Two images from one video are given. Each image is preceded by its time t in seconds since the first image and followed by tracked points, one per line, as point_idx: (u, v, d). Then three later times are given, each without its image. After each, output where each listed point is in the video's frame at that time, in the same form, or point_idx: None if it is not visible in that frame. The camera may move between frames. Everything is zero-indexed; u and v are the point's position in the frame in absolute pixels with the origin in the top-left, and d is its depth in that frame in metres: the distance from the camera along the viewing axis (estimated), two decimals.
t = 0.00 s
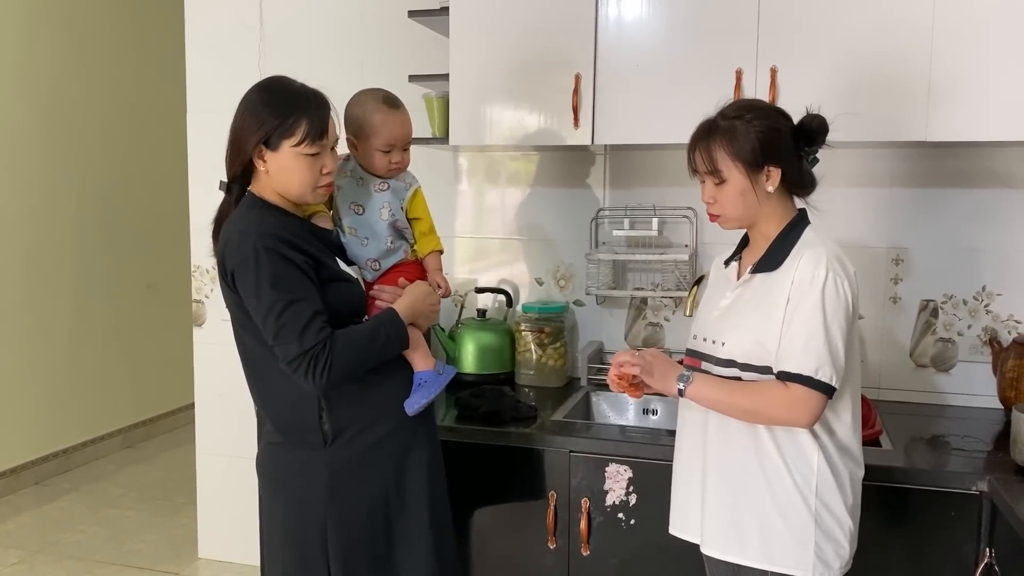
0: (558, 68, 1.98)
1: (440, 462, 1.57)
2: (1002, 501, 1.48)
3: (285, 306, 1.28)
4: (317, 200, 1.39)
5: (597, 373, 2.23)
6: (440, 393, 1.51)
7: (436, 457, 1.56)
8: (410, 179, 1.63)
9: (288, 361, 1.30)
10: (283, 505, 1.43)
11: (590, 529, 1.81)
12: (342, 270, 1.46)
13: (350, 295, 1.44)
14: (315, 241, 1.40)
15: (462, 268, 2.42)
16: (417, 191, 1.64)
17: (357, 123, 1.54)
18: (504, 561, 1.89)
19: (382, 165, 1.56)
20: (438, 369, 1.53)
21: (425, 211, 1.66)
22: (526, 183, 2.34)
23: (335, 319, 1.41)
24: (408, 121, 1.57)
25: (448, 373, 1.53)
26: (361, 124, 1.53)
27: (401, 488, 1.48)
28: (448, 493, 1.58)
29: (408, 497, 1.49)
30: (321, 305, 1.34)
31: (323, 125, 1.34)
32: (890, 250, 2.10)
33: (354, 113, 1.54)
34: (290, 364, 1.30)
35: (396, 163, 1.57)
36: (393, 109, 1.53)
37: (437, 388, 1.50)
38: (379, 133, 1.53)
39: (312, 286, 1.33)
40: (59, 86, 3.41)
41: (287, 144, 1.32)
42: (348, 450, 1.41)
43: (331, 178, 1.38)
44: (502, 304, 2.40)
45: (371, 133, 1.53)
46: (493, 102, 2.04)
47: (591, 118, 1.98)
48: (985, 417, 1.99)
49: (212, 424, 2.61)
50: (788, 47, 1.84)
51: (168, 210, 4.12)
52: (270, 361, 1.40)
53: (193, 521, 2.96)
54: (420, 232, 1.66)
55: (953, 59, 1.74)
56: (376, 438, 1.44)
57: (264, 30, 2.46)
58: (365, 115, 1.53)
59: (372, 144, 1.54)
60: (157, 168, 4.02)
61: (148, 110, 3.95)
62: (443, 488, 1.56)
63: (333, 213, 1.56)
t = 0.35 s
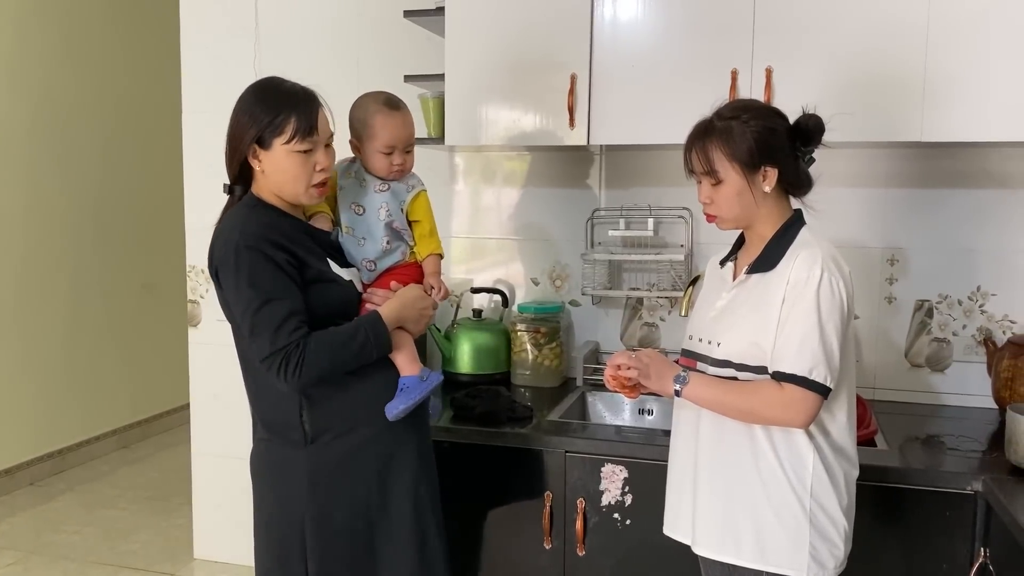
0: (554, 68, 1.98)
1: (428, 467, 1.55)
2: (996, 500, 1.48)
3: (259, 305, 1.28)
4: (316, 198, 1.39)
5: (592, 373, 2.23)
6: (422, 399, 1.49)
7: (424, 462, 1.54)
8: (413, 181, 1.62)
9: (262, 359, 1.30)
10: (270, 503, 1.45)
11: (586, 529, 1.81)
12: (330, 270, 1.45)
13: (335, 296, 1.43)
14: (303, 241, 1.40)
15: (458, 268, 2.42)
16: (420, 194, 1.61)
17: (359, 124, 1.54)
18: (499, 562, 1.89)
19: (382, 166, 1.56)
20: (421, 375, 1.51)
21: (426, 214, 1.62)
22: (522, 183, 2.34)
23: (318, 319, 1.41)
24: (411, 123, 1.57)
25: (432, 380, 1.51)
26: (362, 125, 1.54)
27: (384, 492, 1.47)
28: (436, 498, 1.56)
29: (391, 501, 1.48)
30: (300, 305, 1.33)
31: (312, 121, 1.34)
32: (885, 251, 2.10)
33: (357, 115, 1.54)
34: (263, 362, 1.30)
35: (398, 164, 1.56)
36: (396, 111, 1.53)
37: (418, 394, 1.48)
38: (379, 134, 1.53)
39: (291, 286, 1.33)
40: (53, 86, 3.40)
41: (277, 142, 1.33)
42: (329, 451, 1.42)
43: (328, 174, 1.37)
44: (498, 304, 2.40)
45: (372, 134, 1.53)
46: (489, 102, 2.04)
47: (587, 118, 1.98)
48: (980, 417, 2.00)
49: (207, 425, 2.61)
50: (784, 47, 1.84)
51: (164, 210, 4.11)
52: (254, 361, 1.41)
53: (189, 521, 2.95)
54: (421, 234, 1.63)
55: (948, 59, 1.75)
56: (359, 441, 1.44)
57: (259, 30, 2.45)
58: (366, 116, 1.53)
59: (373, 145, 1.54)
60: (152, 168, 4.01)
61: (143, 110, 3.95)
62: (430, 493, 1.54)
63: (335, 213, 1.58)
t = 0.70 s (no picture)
0: (549, 67, 1.98)
1: (424, 467, 1.50)
2: (991, 499, 1.48)
3: (242, 297, 1.33)
4: (326, 192, 1.41)
5: (589, 372, 2.23)
6: (404, 398, 1.41)
7: (421, 462, 1.50)
8: (433, 183, 1.61)
9: (245, 347, 1.36)
10: (269, 492, 1.49)
11: (582, 528, 1.81)
12: (329, 265, 1.44)
13: (332, 290, 1.43)
14: (303, 236, 1.41)
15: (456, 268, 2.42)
16: (437, 193, 1.60)
17: (383, 123, 1.56)
18: (495, 561, 1.89)
19: (403, 165, 1.56)
20: (406, 375, 1.45)
21: (441, 215, 1.59)
22: (518, 183, 2.33)
23: (314, 312, 1.43)
24: (436, 126, 1.57)
25: (417, 379, 1.43)
26: (385, 125, 1.55)
27: (376, 490, 1.45)
28: (431, 500, 1.51)
29: (383, 500, 1.46)
30: (285, 298, 1.36)
31: (311, 119, 1.37)
32: (880, 250, 2.10)
33: (382, 115, 1.56)
34: (245, 350, 1.36)
35: (420, 164, 1.56)
36: (425, 113, 1.54)
37: (398, 393, 1.41)
38: (401, 134, 1.54)
39: (277, 280, 1.35)
40: (49, 84, 3.39)
41: (280, 140, 1.37)
42: (319, 445, 1.43)
43: (331, 169, 1.39)
44: (494, 303, 2.40)
45: (396, 133, 1.54)
46: (485, 102, 2.04)
47: (583, 117, 1.98)
48: (975, 416, 2.00)
49: (204, 424, 2.61)
50: (780, 46, 1.84)
51: (160, 209, 4.11)
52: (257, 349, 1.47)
53: (185, 520, 2.95)
54: (433, 233, 1.59)
55: (944, 58, 1.75)
56: (350, 438, 1.43)
57: (255, 28, 2.45)
58: (390, 115, 1.54)
59: (394, 144, 1.55)
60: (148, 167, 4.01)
61: (139, 109, 3.94)
62: (424, 495, 1.50)
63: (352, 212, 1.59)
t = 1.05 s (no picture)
0: (547, 67, 1.98)
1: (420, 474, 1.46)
2: (988, 500, 1.48)
3: (251, 281, 1.40)
4: (343, 191, 1.45)
5: (586, 372, 2.23)
6: (386, 402, 1.38)
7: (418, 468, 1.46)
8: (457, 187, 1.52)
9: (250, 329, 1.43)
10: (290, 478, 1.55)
11: (579, 528, 1.81)
12: (344, 265, 1.45)
13: (340, 289, 1.44)
14: (316, 232, 1.43)
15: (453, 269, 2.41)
16: (457, 198, 1.51)
17: (417, 125, 1.51)
18: (492, 560, 1.89)
19: (430, 168, 1.50)
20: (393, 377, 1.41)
21: (456, 220, 1.50)
22: (516, 183, 2.33)
23: (324, 309, 1.45)
24: (471, 132, 1.51)
25: (400, 385, 1.38)
26: (417, 126, 1.50)
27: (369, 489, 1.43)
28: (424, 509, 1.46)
29: (374, 501, 1.44)
30: (288, 288, 1.40)
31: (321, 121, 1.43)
32: (878, 250, 2.10)
33: (417, 116, 1.51)
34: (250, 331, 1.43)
35: (447, 169, 1.50)
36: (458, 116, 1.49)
37: (379, 396, 1.38)
38: (431, 136, 1.48)
39: (283, 271, 1.40)
40: (47, 82, 3.39)
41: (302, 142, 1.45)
42: (319, 438, 1.45)
43: (340, 167, 1.42)
44: (492, 303, 2.39)
45: (426, 136, 1.49)
46: (483, 101, 2.03)
47: (581, 116, 1.98)
48: (972, 416, 2.00)
49: (201, 423, 2.61)
50: (778, 46, 1.84)
51: (158, 207, 4.11)
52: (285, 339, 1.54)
53: (181, 520, 2.95)
54: (447, 237, 1.51)
55: (942, 58, 1.75)
56: (347, 433, 1.44)
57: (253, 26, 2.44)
58: (423, 117, 1.49)
59: (425, 146, 1.50)
60: (146, 166, 4.00)
61: (137, 107, 3.94)
62: (416, 502, 1.45)
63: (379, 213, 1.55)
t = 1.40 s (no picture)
0: (550, 67, 1.98)
1: (409, 481, 1.43)
2: (991, 501, 1.48)
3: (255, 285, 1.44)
4: (345, 189, 1.45)
5: (588, 372, 2.22)
6: (361, 404, 1.38)
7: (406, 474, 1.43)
8: (470, 186, 1.48)
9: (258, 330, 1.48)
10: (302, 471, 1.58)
11: (580, 528, 1.81)
12: (343, 268, 1.44)
13: (338, 294, 1.44)
14: (317, 239, 1.43)
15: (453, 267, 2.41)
16: (468, 197, 1.47)
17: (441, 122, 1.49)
18: (493, 560, 1.88)
19: (445, 163, 1.47)
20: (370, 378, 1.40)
21: (460, 218, 1.45)
22: (519, 182, 2.33)
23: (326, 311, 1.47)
24: (494, 134, 1.47)
25: (373, 386, 1.38)
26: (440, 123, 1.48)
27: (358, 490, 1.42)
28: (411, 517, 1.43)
29: (361, 506, 1.42)
30: (285, 295, 1.43)
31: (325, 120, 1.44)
32: (881, 251, 2.10)
33: (442, 114, 1.50)
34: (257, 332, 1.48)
35: (463, 167, 1.47)
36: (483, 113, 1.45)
37: (353, 397, 1.37)
38: (451, 132, 1.46)
39: (281, 278, 1.42)
40: (51, 80, 3.40)
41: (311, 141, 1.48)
42: (320, 432, 1.46)
43: (338, 166, 1.42)
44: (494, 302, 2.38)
45: (447, 130, 1.46)
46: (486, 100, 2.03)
47: (584, 116, 1.97)
48: (975, 417, 2.00)
49: (203, 422, 2.61)
50: (782, 46, 1.83)
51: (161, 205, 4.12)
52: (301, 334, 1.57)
53: (183, 518, 2.95)
54: (449, 233, 1.45)
55: (947, 57, 1.75)
56: (337, 435, 1.44)
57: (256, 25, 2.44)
58: (448, 114, 1.48)
59: (444, 141, 1.47)
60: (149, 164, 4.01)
61: (140, 106, 3.94)
62: (403, 509, 1.43)
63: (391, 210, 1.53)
